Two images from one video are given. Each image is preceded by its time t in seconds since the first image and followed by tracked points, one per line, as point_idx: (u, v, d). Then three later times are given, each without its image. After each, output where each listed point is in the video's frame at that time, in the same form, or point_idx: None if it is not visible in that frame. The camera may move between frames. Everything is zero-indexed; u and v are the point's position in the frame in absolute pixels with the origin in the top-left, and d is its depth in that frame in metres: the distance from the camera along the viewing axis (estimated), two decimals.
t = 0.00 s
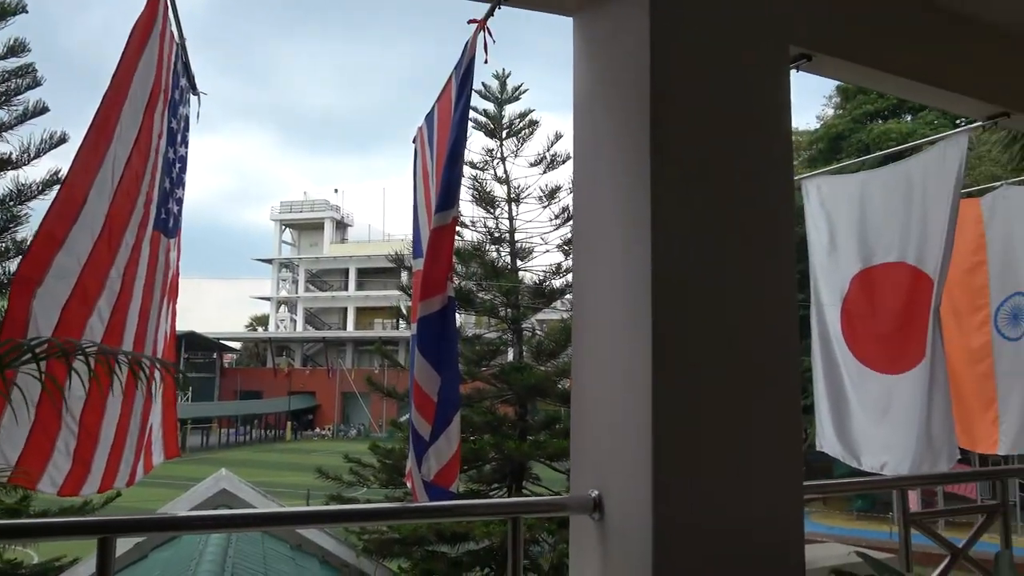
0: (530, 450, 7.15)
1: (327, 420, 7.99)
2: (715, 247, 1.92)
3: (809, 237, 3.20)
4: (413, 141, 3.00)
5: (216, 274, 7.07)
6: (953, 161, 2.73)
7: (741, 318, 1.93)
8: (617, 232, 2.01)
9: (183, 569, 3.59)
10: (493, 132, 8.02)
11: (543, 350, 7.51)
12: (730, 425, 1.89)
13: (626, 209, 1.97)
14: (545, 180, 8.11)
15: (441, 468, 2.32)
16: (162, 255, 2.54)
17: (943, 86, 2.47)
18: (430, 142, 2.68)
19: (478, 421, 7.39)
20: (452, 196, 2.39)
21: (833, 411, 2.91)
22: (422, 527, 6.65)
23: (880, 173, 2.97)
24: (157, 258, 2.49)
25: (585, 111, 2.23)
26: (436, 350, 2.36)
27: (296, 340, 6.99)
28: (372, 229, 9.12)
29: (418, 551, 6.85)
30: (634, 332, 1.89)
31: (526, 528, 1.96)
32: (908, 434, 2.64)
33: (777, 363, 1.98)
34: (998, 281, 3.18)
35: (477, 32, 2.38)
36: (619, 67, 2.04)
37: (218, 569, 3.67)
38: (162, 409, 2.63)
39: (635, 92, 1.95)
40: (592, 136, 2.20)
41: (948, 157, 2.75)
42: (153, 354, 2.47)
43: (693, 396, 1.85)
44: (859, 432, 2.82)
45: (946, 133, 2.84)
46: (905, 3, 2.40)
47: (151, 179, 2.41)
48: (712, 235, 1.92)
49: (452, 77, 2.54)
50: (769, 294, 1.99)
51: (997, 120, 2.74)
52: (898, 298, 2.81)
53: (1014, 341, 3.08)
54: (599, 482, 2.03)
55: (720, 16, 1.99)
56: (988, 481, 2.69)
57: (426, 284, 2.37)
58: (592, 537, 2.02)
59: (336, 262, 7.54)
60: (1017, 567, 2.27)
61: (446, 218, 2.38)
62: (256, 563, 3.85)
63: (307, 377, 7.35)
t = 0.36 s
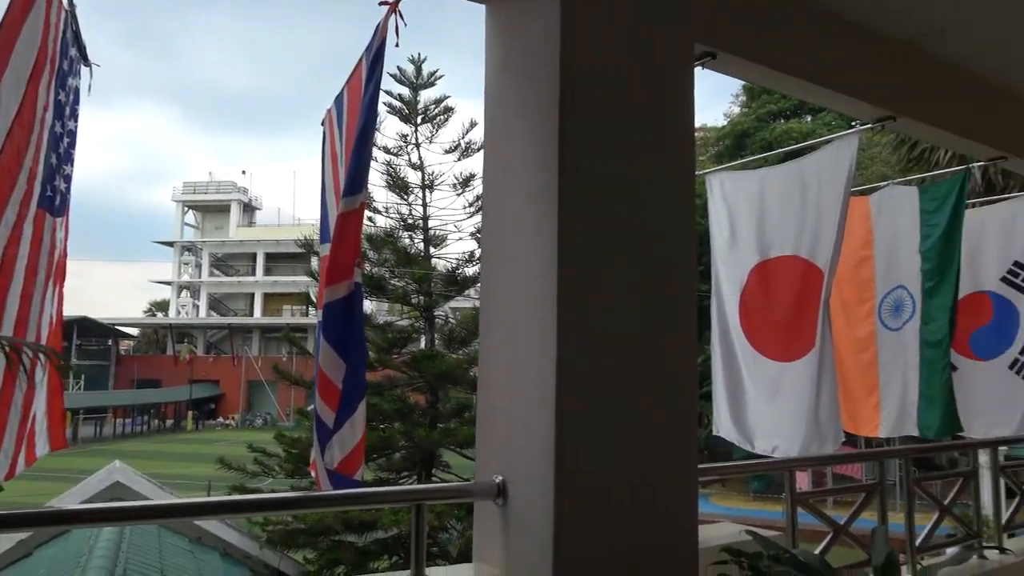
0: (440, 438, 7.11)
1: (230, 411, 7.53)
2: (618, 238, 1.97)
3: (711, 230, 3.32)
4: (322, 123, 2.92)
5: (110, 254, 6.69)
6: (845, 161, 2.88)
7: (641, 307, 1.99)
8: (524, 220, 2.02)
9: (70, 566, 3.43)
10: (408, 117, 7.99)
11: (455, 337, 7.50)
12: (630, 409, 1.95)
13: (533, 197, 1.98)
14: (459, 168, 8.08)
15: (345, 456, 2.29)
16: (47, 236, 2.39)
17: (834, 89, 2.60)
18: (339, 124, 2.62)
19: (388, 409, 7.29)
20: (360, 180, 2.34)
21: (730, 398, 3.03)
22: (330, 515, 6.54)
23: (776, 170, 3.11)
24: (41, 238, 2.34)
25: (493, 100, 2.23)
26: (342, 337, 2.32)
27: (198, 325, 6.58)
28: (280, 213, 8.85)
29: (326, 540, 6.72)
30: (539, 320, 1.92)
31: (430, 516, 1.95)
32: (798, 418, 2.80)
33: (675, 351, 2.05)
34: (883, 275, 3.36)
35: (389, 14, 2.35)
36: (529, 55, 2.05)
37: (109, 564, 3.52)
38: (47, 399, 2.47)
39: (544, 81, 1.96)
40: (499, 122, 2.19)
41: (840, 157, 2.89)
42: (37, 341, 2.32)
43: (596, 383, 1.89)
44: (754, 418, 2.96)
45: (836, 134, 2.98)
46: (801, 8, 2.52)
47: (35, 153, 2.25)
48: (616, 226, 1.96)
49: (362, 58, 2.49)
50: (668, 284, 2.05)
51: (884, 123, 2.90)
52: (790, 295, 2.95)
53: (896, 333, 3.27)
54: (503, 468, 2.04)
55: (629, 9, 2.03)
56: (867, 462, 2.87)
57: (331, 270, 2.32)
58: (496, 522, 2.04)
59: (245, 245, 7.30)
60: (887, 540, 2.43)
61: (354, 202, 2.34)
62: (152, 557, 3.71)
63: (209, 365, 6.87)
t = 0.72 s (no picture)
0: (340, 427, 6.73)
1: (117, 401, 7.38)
2: (515, 230, 1.98)
3: (610, 221, 3.41)
4: (215, 103, 2.79)
5: None
6: (735, 160, 3.01)
7: (537, 299, 2.02)
8: (423, 207, 2.00)
9: None
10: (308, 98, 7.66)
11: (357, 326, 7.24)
12: (527, 396, 1.97)
13: (433, 184, 1.96)
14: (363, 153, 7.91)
15: (236, 448, 2.19)
16: None
17: (727, 90, 2.72)
18: (234, 105, 2.51)
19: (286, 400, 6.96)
20: (255, 161, 2.25)
21: (625, 385, 3.14)
22: (222, 508, 6.26)
23: (672, 165, 3.22)
24: None
25: (393, 86, 2.18)
26: (233, 325, 2.24)
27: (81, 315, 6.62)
28: (172, 194, 8.43)
29: (219, 536, 6.43)
30: (437, 310, 1.91)
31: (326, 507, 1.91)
32: (688, 405, 2.92)
33: (570, 342, 2.09)
34: (769, 268, 3.56)
35: None
36: (431, 40, 2.03)
37: None
38: None
39: (445, 68, 1.94)
40: (399, 108, 2.16)
41: (731, 155, 3.02)
42: None
43: (492, 373, 1.90)
44: (648, 405, 3.07)
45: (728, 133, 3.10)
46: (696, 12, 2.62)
47: None
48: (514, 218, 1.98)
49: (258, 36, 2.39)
50: (565, 274, 2.09)
51: (773, 123, 3.03)
52: (685, 280, 3.07)
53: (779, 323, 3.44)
54: (400, 457, 2.03)
55: None
56: (752, 445, 2.97)
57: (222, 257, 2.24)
58: (393, 512, 2.03)
59: (133, 227, 6.88)
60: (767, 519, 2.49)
61: (247, 185, 2.25)
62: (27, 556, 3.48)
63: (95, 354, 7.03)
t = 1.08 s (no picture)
0: (266, 423, 6.52)
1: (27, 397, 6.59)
2: (442, 222, 1.97)
3: (540, 213, 3.41)
4: (131, 84, 2.67)
5: None
6: (660, 155, 3.11)
7: (464, 293, 2.01)
8: (346, 199, 1.97)
9: None
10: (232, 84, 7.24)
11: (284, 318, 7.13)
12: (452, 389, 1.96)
13: (357, 175, 1.93)
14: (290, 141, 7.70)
15: (151, 445, 2.11)
16: None
17: (654, 87, 2.78)
18: (149, 88, 2.41)
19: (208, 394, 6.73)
20: (171, 148, 2.17)
21: (553, 377, 3.15)
22: (140, 506, 6.03)
23: (601, 160, 3.26)
24: None
25: (317, 72, 2.14)
26: (148, 317, 2.16)
27: None
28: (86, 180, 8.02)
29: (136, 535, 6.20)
30: (360, 303, 1.88)
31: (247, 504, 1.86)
32: (614, 394, 3.00)
33: (498, 336, 2.10)
34: (693, 262, 3.64)
35: None
36: (355, 27, 1.99)
37: None
38: None
39: (370, 58, 1.91)
40: (323, 96, 2.11)
41: (657, 149, 3.12)
42: None
43: (417, 366, 1.89)
44: (575, 397, 3.11)
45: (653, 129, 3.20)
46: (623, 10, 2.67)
47: None
48: (440, 210, 1.96)
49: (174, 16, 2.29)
50: (491, 266, 2.09)
51: (697, 121, 3.10)
52: (613, 272, 3.13)
53: (703, 315, 3.54)
54: (324, 452, 2.00)
55: None
56: (677, 434, 3.02)
57: (136, 246, 2.15)
58: (316, 507, 1.99)
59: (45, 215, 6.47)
60: (688, 505, 2.56)
61: (163, 171, 2.17)
62: None
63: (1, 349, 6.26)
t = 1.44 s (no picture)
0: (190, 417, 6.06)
1: None
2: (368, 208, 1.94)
3: (468, 202, 3.40)
4: (37, 61, 2.54)
5: None
6: (586, 151, 3.19)
7: (392, 280, 1.99)
8: (267, 186, 1.92)
9: None
10: (151, 65, 6.66)
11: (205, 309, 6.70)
12: (377, 379, 1.94)
13: (278, 162, 1.89)
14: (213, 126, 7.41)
15: (58, 440, 2.00)
16: None
17: (582, 79, 2.81)
18: (57, 65, 2.30)
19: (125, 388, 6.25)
20: (81, 129, 2.05)
21: (481, 366, 3.15)
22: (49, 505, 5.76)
23: (529, 152, 3.30)
24: None
25: (237, 54, 2.07)
26: (56, 306, 2.04)
27: None
28: None
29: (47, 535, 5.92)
30: (282, 290, 1.85)
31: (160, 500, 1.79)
32: (541, 383, 3.04)
33: (427, 323, 2.08)
34: (620, 254, 3.72)
35: None
36: (277, 8, 1.94)
37: None
38: None
39: (292, 42, 1.87)
40: (243, 79, 2.05)
41: (584, 143, 3.19)
42: None
43: (342, 353, 1.86)
44: (503, 385, 3.13)
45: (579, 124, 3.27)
46: (551, 1, 2.69)
47: None
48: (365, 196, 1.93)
49: None
50: (418, 254, 2.06)
51: (623, 114, 3.16)
52: (540, 263, 3.18)
53: (628, 305, 3.64)
54: (244, 444, 1.95)
55: None
56: (604, 422, 3.07)
57: (43, 232, 2.03)
58: (236, 501, 1.94)
59: None
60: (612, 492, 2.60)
61: (72, 154, 2.06)
62: None
63: None
